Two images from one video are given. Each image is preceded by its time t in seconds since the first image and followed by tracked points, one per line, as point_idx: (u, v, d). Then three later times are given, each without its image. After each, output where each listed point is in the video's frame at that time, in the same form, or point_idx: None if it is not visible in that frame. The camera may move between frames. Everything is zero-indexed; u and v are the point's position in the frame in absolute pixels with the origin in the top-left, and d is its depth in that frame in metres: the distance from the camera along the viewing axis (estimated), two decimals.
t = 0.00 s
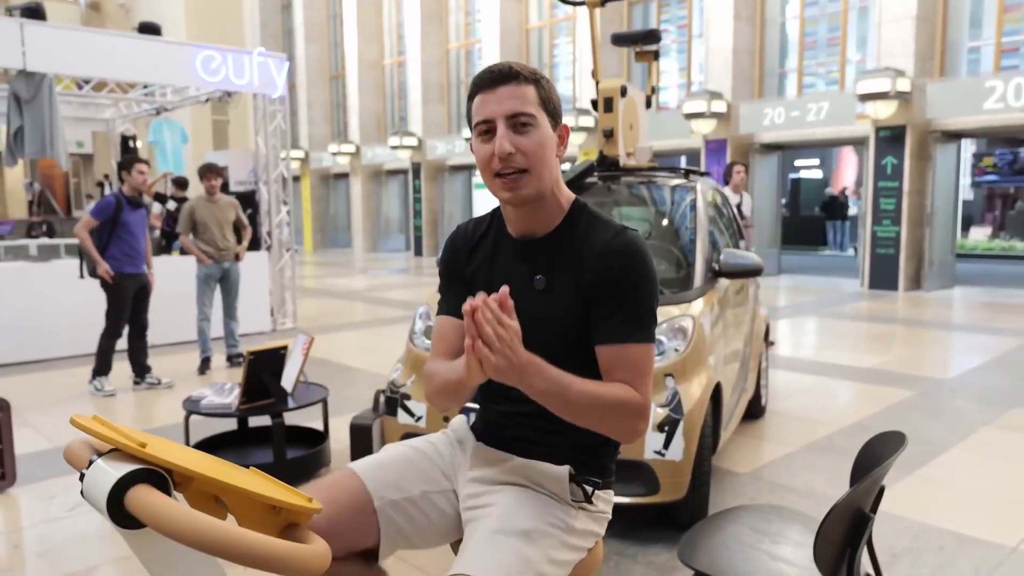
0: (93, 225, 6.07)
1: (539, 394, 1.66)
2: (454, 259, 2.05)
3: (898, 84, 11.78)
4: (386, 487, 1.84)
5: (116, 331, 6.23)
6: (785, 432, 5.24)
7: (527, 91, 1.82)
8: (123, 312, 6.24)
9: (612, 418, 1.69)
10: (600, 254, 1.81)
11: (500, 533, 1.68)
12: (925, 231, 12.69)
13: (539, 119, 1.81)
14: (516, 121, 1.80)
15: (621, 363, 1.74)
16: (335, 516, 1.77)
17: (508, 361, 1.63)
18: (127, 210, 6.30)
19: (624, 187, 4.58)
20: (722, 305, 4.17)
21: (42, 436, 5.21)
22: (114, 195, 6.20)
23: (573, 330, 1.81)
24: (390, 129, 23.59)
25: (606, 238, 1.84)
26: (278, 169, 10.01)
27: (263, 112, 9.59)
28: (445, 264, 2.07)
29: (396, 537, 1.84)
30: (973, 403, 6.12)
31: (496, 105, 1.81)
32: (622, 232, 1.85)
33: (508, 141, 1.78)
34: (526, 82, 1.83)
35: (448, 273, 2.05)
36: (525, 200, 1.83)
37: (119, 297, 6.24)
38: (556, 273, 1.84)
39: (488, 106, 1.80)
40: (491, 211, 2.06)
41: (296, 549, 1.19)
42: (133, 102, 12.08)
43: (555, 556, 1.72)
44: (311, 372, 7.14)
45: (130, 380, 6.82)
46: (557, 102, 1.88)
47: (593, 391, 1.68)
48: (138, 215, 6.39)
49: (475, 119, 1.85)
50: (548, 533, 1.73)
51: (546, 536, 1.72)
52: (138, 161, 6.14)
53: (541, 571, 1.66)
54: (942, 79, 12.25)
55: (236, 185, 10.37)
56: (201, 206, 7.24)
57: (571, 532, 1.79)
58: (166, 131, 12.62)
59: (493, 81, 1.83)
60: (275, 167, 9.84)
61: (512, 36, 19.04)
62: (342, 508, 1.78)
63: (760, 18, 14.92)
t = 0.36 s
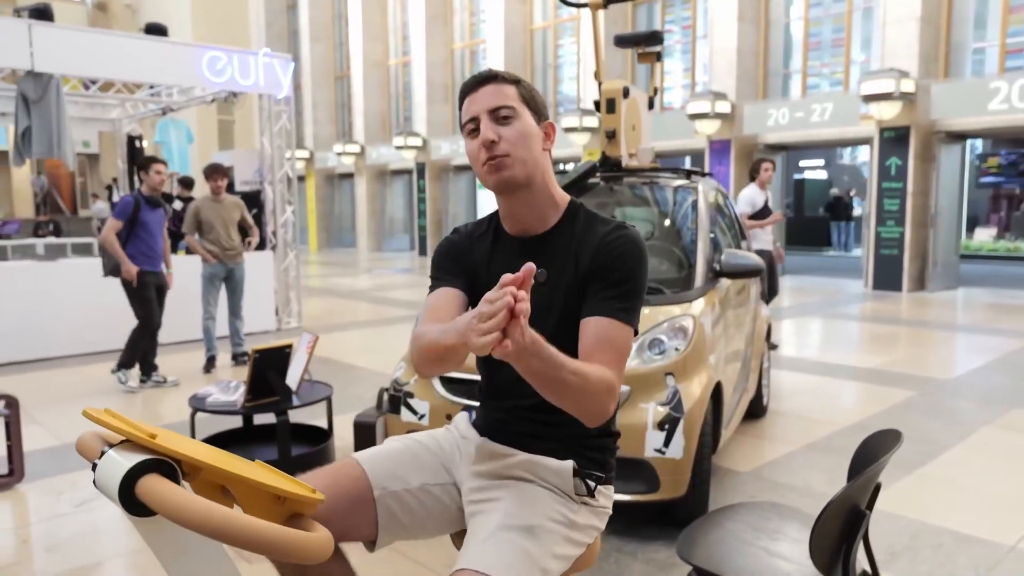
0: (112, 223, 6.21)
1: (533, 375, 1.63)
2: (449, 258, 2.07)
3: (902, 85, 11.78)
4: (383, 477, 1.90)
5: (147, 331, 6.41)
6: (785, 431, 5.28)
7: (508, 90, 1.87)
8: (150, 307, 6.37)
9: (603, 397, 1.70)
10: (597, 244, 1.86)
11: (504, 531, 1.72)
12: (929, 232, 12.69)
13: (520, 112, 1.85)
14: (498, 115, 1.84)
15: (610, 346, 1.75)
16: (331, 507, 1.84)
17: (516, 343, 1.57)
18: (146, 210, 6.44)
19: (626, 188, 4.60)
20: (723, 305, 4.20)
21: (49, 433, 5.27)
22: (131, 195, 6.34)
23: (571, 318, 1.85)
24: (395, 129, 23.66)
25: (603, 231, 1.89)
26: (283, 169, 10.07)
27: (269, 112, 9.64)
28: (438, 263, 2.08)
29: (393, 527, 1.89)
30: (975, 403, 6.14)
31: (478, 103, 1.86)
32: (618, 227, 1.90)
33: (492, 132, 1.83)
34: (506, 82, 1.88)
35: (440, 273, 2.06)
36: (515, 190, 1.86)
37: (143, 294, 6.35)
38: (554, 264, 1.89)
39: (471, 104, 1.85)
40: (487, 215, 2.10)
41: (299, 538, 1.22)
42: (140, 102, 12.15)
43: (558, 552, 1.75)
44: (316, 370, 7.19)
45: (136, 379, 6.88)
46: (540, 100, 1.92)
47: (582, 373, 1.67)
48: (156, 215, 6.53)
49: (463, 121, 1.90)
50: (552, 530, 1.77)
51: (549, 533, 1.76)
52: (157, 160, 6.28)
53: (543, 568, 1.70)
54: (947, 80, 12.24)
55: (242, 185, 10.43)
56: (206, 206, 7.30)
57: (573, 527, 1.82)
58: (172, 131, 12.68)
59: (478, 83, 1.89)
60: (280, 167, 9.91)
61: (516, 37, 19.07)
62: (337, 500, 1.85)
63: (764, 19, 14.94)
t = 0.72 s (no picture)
0: (130, 217, 6.29)
1: (541, 403, 1.67)
2: (445, 264, 2.08)
3: (907, 82, 11.76)
4: (378, 513, 1.84)
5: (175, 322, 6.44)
6: (787, 428, 5.31)
7: (510, 88, 1.91)
8: (173, 303, 6.45)
9: (614, 393, 1.74)
10: (597, 238, 1.91)
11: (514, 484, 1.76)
12: (933, 229, 12.68)
13: (521, 108, 1.90)
14: (500, 109, 1.89)
15: (620, 339, 1.80)
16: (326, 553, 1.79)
17: (506, 390, 1.60)
18: (164, 208, 6.51)
19: (629, 185, 4.63)
20: (725, 302, 4.23)
21: (58, 428, 5.33)
22: (149, 190, 6.44)
23: (574, 312, 1.90)
24: (399, 127, 23.71)
25: (600, 225, 1.93)
26: (289, 167, 10.14)
27: (274, 110, 9.70)
28: (434, 268, 2.09)
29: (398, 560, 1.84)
30: (977, 401, 6.15)
31: (483, 93, 1.91)
32: (614, 221, 1.95)
33: (496, 125, 1.87)
34: (508, 80, 1.93)
35: (436, 280, 2.08)
36: (515, 185, 1.90)
37: (164, 291, 6.43)
38: (555, 261, 1.92)
39: (475, 94, 1.90)
40: (477, 215, 2.12)
41: (310, 521, 1.22)
42: (146, 100, 12.22)
43: (563, 517, 1.79)
44: (321, 367, 7.24)
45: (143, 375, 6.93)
46: (539, 99, 1.97)
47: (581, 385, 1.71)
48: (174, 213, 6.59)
49: (465, 115, 1.94)
50: (562, 492, 1.80)
51: (559, 492, 1.79)
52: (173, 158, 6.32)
53: (552, 523, 1.74)
54: (951, 78, 12.23)
55: (248, 183, 10.49)
56: (211, 204, 7.32)
57: (578, 501, 1.83)
58: (178, 129, 12.72)
59: (481, 80, 1.94)
60: (285, 165, 9.97)
61: (521, 35, 19.08)
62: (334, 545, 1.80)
63: (768, 17, 14.94)
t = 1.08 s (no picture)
0: (147, 215, 6.32)
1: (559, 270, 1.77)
2: (447, 251, 2.12)
3: (908, 81, 11.78)
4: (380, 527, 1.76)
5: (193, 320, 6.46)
6: (787, 423, 5.34)
7: (501, 83, 1.93)
8: (194, 299, 6.49)
9: (626, 341, 1.79)
10: (596, 229, 1.94)
11: (519, 440, 1.84)
12: (935, 228, 12.69)
13: (513, 103, 1.92)
14: (492, 105, 1.91)
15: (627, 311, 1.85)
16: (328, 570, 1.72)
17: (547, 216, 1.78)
18: (185, 205, 6.56)
19: (630, 183, 4.68)
20: (724, 299, 4.27)
21: (64, 423, 5.38)
22: (167, 190, 6.44)
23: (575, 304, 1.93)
24: (402, 125, 23.76)
25: (598, 216, 1.96)
26: (292, 165, 10.19)
27: (277, 108, 9.75)
28: (434, 255, 2.13)
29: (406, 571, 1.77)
30: (976, 398, 6.19)
31: (474, 92, 1.92)
32: (612, 211, 1.99)
33: (487, 123, 1.89)
34: (499, 75, 1.94)
35: (436, 265, 2.12)
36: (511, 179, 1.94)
37: (187, 287, 6.48)
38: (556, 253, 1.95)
39: (467, 94, 1.92)
40: (478, 203, 2.17)
41: (314, 504, 1.26)
42: (149, 98, 12.28)
43: (561, 483, 1.84)
44: (324, 363, 7.29)
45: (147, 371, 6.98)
46: (534, 91, 1.98)
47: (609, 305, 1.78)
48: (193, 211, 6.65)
49: (459, 110, 1.97)
50: (562, 457, 1.85)
51: (560, 455, 1.84)
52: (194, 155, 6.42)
53: (550, 481, 1.80)
54: (953, 76, 12.25)
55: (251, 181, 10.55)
56: (215, 202, 7.36)
57: (576, 474, 1.87)
58: (182, 127, 12.76)
59: (473, 76, 1.96)
60: (288, 163, 10.03)
61: (524, 33, 19.10)
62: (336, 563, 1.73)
63: (771, 16, 14.95)
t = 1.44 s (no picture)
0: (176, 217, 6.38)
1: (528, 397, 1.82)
2: (451, 261, 2.18)
3: (908, 79, 11.80)
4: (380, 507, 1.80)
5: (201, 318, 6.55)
6: (784, 420, 5.39)
7: (504, 111, 1.90)
8: (204, 297, 6.57)
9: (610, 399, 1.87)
10: (591, 245, 1.95)
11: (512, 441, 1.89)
12: (935, 225, 12.71)
13: (517, 137, 1.91)
14: (495, 141, 1.90)
15: (625, 348, 1.91)
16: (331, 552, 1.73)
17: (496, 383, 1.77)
18: (201, 201, 6.65)
19: (629, 180, 4.72)
20: (721, 296, 4.31)
21: (67, 418, 5.42)
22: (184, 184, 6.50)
23: (570, 316, 1.98)
24: (403, 123, 23.77)
25: (593, 230, 1.97)
26: (293, 162, 10.22)
27: (278, 106, 9.78)
28: (441, 260, 2.20)
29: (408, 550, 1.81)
30: (973, 394, 6.22)
31: (477, 128, 1.90)
32: (607, 223, 1.99)
33: (495, 165, 1.90)
34: (501, 101, 1.91)
35: (444, 269, 2.20)
36: (515, 209, 1.96)
37: (199, 286, 6.55)
38: (551, 267, 1.98)
39: (473, 131, 1.89)
40: (478, 207, 2.17)
41: (317, 489, 1.29)
42: (150, 95, 12.31)
43: (553, 478, 1.88)
44: (325, 360, 7.34)
45: (150, 367, 7.03)
46: (532, 110, 1.96)
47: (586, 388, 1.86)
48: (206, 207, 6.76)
49: (458, 140, 1.95)
50: (554, 458, 1.90)
51: (550, 453, 1.89)
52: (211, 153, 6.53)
53: (542, 480, 1.83)
54: (953, 74, 12.26)
55: (252, 178, 10.59)
56: (217, 198, 7.36)
57: (569, 471, 1.93)
58: (183, 124, 12.79)
59: (473, 105, 1.91)
60: (289, 160, 10.05)
61: (524, 31, 19.11)
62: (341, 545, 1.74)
63: (771, 13, 14.97)
